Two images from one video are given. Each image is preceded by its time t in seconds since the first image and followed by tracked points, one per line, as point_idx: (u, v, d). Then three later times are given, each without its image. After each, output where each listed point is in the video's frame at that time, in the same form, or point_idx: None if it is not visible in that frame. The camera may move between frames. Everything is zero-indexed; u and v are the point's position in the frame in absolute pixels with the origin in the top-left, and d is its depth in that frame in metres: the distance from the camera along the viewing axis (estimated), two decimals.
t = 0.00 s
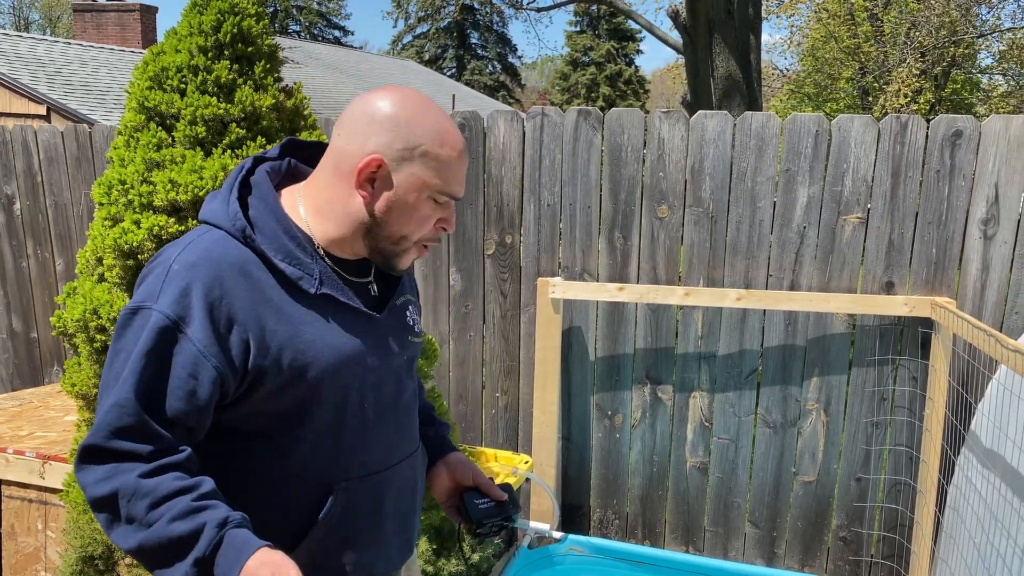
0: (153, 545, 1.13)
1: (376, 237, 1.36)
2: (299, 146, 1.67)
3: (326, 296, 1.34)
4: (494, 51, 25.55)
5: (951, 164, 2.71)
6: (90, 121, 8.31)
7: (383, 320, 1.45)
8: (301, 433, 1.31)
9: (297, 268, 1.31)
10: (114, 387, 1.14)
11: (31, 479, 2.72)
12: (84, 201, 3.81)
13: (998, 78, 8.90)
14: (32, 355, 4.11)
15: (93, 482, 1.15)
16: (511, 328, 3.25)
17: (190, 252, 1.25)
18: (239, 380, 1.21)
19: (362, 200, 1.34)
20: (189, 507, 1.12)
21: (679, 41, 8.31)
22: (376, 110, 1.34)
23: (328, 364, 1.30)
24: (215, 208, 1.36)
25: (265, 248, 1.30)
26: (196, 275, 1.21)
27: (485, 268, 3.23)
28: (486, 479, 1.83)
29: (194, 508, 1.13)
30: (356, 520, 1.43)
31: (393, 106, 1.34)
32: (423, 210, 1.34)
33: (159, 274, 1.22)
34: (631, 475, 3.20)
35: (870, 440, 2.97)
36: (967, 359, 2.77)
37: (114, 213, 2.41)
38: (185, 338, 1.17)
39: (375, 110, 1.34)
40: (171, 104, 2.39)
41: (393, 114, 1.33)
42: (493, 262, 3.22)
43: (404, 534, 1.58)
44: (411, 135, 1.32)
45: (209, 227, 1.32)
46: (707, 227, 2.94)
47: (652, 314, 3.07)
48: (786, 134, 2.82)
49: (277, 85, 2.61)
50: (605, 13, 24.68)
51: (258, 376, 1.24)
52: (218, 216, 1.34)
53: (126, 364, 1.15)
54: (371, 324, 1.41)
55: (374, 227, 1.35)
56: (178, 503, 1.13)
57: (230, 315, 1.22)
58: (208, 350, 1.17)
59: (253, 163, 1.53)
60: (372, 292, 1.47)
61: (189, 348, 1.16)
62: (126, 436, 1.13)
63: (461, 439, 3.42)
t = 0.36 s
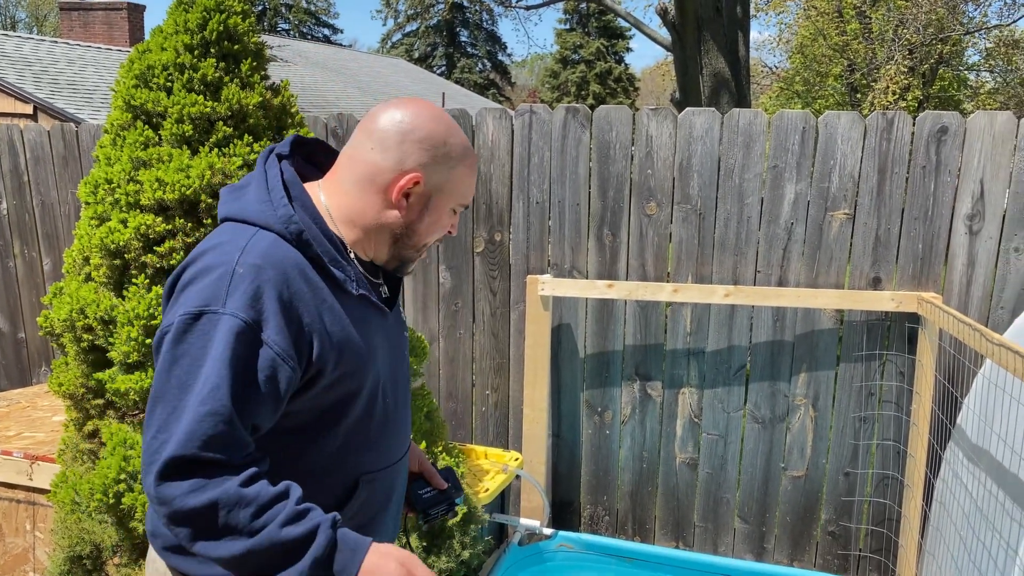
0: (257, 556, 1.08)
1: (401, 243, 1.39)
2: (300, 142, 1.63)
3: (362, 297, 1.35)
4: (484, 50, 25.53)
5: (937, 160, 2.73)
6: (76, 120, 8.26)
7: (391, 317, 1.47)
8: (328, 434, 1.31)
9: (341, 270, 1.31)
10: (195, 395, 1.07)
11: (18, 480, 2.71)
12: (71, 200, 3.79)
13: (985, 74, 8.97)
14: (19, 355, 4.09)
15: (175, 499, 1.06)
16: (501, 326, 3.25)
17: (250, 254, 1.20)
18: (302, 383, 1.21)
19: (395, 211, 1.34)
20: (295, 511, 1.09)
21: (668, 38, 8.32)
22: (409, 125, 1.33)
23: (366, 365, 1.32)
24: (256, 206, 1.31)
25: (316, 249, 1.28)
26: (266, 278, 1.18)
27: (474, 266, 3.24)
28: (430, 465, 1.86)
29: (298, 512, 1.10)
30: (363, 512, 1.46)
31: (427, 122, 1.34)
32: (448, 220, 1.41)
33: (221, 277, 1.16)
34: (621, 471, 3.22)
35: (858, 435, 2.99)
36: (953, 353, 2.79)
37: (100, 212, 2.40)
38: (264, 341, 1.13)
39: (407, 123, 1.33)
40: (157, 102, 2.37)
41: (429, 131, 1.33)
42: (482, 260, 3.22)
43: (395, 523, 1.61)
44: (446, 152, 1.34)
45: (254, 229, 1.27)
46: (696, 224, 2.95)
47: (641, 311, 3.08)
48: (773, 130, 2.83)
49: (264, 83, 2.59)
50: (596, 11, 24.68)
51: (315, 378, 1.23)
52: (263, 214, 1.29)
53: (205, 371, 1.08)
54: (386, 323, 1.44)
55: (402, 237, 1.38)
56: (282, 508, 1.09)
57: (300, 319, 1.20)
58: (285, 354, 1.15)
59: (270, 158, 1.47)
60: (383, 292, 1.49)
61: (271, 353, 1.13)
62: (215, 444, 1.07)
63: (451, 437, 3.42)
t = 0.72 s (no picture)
0: (320, 513, 1.10)
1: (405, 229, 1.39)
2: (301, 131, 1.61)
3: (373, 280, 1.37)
4: (473, 47, 25.48)
5: (916, 154, 2.74)
6: (59, 117, 8.18)
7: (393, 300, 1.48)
8: (333, 415, 1.30)
9: (354, 254, 1.32)
10: (242, 373, 1.07)
11: None
12: (51, 197, 3.75)
13: (971, 71, 9.02)
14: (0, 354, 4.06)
15: (230, 473, 1.06)
16: (485, 321, 3.25)
17: (274, 237, 1.20)
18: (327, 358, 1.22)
19: (399, 198, 1.34)
20: (347, 462, 1.13)
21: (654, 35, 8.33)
22: (413, 114, 1.31)
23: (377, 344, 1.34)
24: (271, 195, 1.30)
25: (331, 233, 1.28)
26: (293, 258, 1.18)
27: (457, 261, 3.23)
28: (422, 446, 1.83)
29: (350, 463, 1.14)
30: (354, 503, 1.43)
31: (428, 111, 1.33)
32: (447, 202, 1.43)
33: (249, 260, 1.15)
34: (605, 466, 3.23)
35: (840, 428, 3.00)
36: (933, 346, 2.80)
37: (76, 208, 2.40)
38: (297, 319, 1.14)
39: (409, 112, 1.31)
40: (133, 97, 2.36)
41: (430, 120, 1.33)
42: (465, 256, 3.21)
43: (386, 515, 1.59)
44: (447, 140, 1.34)
45: (268, 215, 1.26)
46: (678, 218, 2.95)
47: (624, 306, 3.08)
48: (754, 124, 2.83)
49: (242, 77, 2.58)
50: (586, 9, 24.68)
51: (335, 357, 1.25)
52: (280, 201, 1.28)
53: (244, 351, 1.08)
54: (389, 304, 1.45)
55: (405, 223, 1.38)
56: (336, 462, 1.12)
57: (327, 296, 1.22)
58: (316, 330, 1.17)
59: (281, 146, 1.44)
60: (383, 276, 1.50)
61: (306, 329, 1.15)
62: (267, 413, 1.08)
63: (436, 433, 3.41)
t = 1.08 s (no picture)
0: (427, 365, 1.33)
1: (325, 184, 1.36)
2: (244, 121, 1.60)
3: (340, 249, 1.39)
4: (460, 45, 25.44)
5: (889, 147, 2.74)
6: (38, 114, 8.11)
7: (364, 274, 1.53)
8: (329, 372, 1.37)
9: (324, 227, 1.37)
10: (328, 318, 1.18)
11: None
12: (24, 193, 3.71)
13: (953, 69, 9.08)
14: None
15: (372, 387, 1.22)
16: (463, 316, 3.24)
17: (252, 216, 1.23)
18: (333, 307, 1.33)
19: (309, 148, 1.35)
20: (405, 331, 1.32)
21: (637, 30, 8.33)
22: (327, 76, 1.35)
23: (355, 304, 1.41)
24: (229, 185, 1.29)
25: (300, 210, 1.32)
26: (283, 227, 1.23)
27: (435, 256, 3.22)
28: (400, 442, 1.82)
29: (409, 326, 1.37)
30: (338, 475, 1.44)
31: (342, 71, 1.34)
32: (371, 155, 1.32)
33: (249, 242, 1.19)
34: (583, 460, 3.23)
35: (816, 420, 3.01)
36: (906, 338, 2.81)
37: (43, 201, 2.39)
38: (318, 273, 1.23)
39: (326, 75, 1.35)
40: (101, 90, 2.34)
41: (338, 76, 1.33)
42: (442, 250, 3.20)
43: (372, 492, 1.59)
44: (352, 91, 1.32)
45: (228, 204, 1.26)
46: (653, 212, 2.95)
47: (601, 300, 3.08)
48: (729, 118, 2.82)
49: (213, 71, 2.56)
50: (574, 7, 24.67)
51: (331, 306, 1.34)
52: (238, 189, 1.28)
53: (316, 305, 1.18)
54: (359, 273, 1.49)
55: (323, 178, 1.35)
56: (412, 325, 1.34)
57: (320, 250, 1.31)
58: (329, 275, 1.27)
59: (228, 139, 1.43)
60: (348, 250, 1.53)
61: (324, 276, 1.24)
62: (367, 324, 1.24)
63: (414, 428, 3.40)
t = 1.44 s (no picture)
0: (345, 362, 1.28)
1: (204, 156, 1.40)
2: (175, 116, 1.62)
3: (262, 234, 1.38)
4: (449, 44, 25.40)
5: (869, 142, 2.74)
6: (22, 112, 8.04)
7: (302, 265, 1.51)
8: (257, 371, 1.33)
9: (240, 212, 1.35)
10: (232, 301, 1.15)
11: None
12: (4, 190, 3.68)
13: (940, 68, 9.13)
14: None
15: (281, 376, 1.17)
16: (446, 313, 3.23)
17: (156, 202, 1.21)
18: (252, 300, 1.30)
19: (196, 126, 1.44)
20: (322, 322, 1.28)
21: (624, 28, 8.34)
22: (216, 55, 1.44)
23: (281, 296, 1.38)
24: (141, 172, 1.31)
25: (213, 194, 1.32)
26: (188, 211, 1.21)
27: (417, 253, 3.21)
28: (363, 445, 1.83)
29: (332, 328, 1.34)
30: (281, 475, 1.40)
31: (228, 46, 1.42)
32: (235, 120, 1.35)
33: (151, 227, 1.17)
34: (567, 456, 3.23)
35: (798, 416, 3.01)
36: (887, 333, 2.81)
37: (17, 198, 2.34)
38: (225, 257, 1.20)
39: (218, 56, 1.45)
40: (76, 85, 2.31)
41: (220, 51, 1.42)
42: (425, 248, 3.19)
43: (326, 498, 1.53)
44: (219, 62, 1.38)
45: (137, 192, 1.26)
46: (635, 208, 2.95)
47: (584, 297, 3.08)
48: (710, 114, 2.82)
49: (191, 66, 2.54)
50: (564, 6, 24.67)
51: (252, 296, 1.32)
52: (149, 175, 1.29)
53: (219, 288, 1.15)
54: (290, 260, 1.47)
55: (201, 151, 1.40)
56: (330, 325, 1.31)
57: (234, 236, 1.29)
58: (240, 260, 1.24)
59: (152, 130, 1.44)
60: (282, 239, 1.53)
61: (232, 259, 1.21)
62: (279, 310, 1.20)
63: (398, 426, 3.39)
